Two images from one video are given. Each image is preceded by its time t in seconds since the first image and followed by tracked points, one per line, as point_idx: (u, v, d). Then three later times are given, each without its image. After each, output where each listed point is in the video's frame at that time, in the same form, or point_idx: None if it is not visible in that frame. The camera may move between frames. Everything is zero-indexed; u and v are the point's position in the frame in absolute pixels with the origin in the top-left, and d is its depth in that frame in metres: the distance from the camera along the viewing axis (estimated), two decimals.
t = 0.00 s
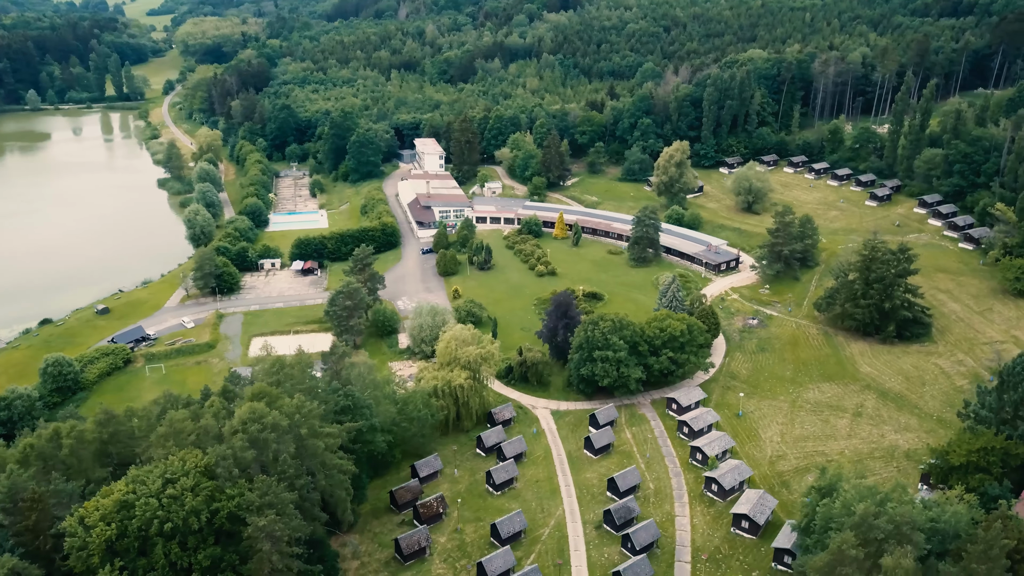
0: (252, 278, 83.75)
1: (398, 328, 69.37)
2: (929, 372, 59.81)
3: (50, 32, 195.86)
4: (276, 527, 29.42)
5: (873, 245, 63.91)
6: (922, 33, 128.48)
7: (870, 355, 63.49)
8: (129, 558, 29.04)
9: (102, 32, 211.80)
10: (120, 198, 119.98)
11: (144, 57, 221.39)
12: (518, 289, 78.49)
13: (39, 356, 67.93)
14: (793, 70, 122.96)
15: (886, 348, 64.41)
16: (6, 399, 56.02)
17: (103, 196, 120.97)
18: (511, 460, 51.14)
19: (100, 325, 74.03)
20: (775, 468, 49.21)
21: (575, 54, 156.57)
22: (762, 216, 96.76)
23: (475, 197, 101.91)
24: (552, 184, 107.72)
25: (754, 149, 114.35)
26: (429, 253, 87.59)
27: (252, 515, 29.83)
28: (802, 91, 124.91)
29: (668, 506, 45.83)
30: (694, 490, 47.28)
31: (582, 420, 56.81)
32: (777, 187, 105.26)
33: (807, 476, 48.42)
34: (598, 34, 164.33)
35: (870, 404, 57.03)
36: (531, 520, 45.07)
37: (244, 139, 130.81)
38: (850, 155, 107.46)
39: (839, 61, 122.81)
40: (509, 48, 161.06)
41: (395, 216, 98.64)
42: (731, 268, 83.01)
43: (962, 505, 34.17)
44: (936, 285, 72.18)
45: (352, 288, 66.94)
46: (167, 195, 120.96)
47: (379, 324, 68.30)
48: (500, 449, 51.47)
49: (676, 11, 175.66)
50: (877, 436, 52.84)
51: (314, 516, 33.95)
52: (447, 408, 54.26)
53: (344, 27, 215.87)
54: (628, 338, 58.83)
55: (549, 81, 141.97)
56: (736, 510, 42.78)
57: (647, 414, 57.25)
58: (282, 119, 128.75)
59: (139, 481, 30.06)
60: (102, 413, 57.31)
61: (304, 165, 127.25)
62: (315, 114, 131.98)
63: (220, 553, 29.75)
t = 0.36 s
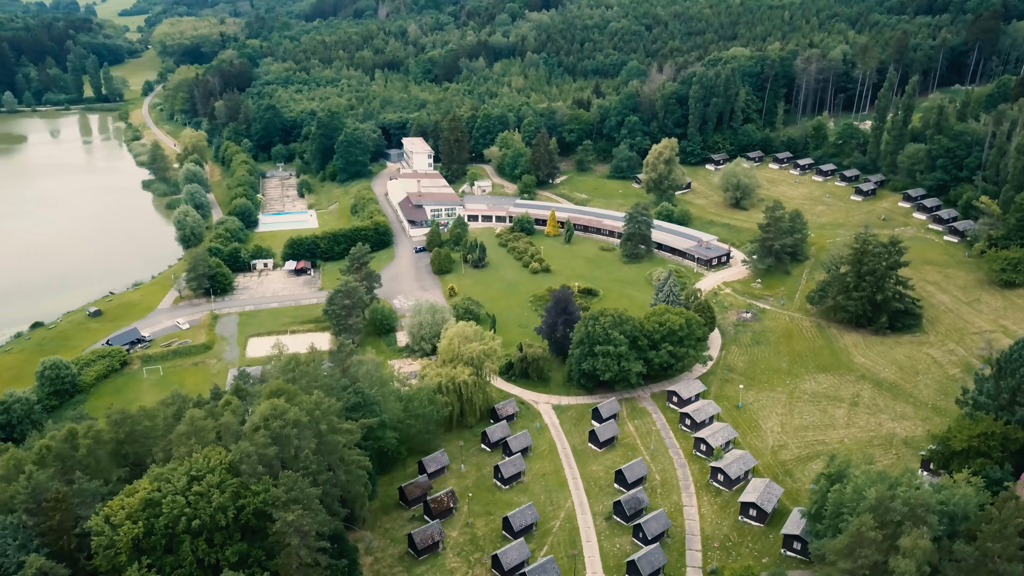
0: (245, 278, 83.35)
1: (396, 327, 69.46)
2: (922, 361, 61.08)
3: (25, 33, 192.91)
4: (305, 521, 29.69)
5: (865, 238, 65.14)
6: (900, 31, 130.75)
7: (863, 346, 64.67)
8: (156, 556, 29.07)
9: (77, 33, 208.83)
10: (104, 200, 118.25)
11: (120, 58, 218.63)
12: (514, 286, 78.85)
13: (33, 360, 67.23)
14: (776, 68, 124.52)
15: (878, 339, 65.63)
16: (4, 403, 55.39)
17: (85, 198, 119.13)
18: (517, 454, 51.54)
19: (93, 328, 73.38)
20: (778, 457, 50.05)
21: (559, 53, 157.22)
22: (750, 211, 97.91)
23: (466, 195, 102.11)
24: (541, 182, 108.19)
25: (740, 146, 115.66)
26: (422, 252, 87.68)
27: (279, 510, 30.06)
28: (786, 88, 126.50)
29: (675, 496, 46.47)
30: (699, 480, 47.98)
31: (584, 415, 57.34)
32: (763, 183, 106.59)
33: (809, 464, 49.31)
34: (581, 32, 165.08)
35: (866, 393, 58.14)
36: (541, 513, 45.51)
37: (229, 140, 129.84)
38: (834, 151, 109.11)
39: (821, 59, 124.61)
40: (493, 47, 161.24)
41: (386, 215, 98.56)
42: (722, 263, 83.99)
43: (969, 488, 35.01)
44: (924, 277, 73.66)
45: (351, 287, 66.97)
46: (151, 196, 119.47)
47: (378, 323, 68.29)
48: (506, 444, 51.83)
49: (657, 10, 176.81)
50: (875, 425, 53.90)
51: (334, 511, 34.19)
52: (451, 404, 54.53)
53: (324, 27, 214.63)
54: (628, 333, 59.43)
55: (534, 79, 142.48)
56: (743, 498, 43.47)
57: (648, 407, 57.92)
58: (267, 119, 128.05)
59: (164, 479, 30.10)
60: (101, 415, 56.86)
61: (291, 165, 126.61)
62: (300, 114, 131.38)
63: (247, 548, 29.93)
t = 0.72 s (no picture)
0: (238, 279, 82.85)
1: (394, 325, 69.52)
2: (915, 352, 62.30)
3: None
4: (332, 516, 29.92)
5: (857, 232, 66.33)
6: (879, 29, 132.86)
7: (857, 337, 65.83)
8: (184, 554, 29.14)
9: (52, 33, 205.74)
10: (86, 202, 116.47)
11: (96, 59, 215.71)
12: (509, 284, 79.15)
13: (27, 364, 66.46)
14: (759, 65, 125.99)
15: (871, 330, 66.83)
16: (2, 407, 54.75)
17: (66, 200, 117.19)
18: (523, 449, 51.91)
19: (86, 330, 72.57)
20: (781, 447, 50.88)
21: (543, 52, 157.84)
22: (739, 207, 98.99)
23: (456, 194, 102.24)
24: (530, 180, 108.56)
25: (725, 143, 116.87)
26: (415, 251, 87.71)
27: (305, 506, 30.24)
28: (769, 86, 127.99)
29: (682, 487, 47.10)
30: (705, 471, 48.67)
31: (587, 409, 57.83)
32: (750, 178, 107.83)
33: (811, 453, 50.18)
34: (564, 31, 165.69)
35: (862, 383, 59.24)
36: (551, 506, 45.90)
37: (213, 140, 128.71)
38: (818, 147, 110.72)
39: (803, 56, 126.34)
40: (477, 46, 161.30)
41: (377, 214, 98.43)
42: (714, 258, 84.91)
43: (975, 472, 35.81)
44: (913, 269, 75.04)
45: (349, 287, 66.97)
46: (135, 198, 117.90)
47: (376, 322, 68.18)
48: (511, 439, 52.17)
49: (639, 9, 177.87)
50: (873, 414, 54.93)
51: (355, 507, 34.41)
52: (455, 401, 54.72)
53: (304, 27, 213.23)
54: (628, 328, 60.01)
55: (519, 78, 142.96)
56: (751, 487, 44.18)
57: (649, 401, 58.54)
58: (252, 119, 127.28)
59: (189, 477, 30.15)
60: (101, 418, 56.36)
61: (277, 165, 125.90)
62: (286, 114, 130.71)
63: (273, 544, 30.10)
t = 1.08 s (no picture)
0: (230, 280, 82.34)
1: (392, 324, 69.56)
2: (907, 342, 63.54)
3: None
4: (359, 511, 30.07)
5: (848, 226, 67.55)
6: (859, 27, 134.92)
7: (850, 329, 66.97)
8: (211, 551, 29.28)
9: (26, 35, 202.47)
10: (69, 204, 114.79)
11: (71, 60, 212.61)
12: (504, 281, 79.47)
13: (21, 369, 65.74)
14: (743, 63, 127.40)
15: (863, 322, 68.02)
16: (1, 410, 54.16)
17: (48, 203, 115.42)
18: (528, 444, 52.28)
19: (79, 334, 71.76)
20: (782, 438, 51.71)
21: (527, 51, 158.32)
22: (727, 203, 100.08)
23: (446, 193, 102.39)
24: (519, 179, 108.99)
25: (711, 140, 118.11)
26: (408, 250, 87.75)
27: (331, 501, 30.34)
28: (752, 83, 129.46)
29: (688, 477, 47.75)
30: (709, 462, 49.35)
31: (588, 404, 58.33)
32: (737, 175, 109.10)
33: (812, 443, 51.06)
34: (546, 31, 166.22)
35: (857, 374, 60.34)
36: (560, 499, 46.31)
37: (198, 141, 127.61)
38: (802, 144, 112.26)
39: (785, 54, 128.01)
40: (460, 45, 161.26)
41: (368, 213, 98.30)
42: (705, 253, 85.84)
43: (980, 456, 36.73)
44: (901, 262, 76.46)
45: (348, 286, 67.02)
46: (119, 200, 116.37)
47: (374, 321, 68.10)
48: (516, 435, 52.55)
49: (620, 8, 178.77)
50: (870, 403, 55.98)
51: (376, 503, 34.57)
52: (459, 398, 54.94)
53: (284, 27, 211.60)
54: (627, 322, 60.54)
55: (504, 78, 143.30)
56: (757, 477, 44.92)
57: (650, 394, 59.19)
58: (237, 120, 126.36)
59: (213, 475, 30.22)
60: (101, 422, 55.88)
61: (262, 166, 125.14)
62: (271, 115, 129.96)
63: (300, 540, 30.21)
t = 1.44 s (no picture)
0: (223, 281, 81.82)
1: (389, 323, 69.57)
2: (899, 334, 64.79)
3: None
4: (385, 505, 30.29)
5: (840, 220, 68.76)
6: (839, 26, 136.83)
7: (842, 321, 68.14)
8: (239, 548, 29.44)
9: None
10: (52, 207, 113.06)
11: (46, 61, 209.36)
12: (499, 279, 79.77)
13: (15, 373, 64.91)
14: (727, 61, 128.69)
15: (855, 315, 69.22)
16: None
17: (30, 206, 113.55)
18: (533, 439, 52.61)
19: (72, 337, 70.97)
20: (784, 428, 52.59)
21: (511, 50, 158.69)
22: (715, 199, 101.11)
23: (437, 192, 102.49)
24: (509, 178, 109.37)
25: (697, 138, 119.30)
26: (401, 249, 87.75)
27: (357, 497, 30.53)
28: (736, 81, 130.84)
29: (694, 469, 48.40)
30: (714, 453, 50.03)
31: (590, 399, 58.85)
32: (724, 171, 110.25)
33: (813, 433, 51.97)
34: (529, 30, 166.61)
35: (852, 365, 61.44)
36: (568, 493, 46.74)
37: (182, 142, 126.48)
38: (787, 140, 113.77)
39: (768, 52, 129.57)
40: (444, 45, 161.20)
41: (358, 213, 98.12)
42: (696, 249, 86.73)
43: (984, 441, 37.67)
44: (890, 256, 77.85)
45: (346, 285, 67.02)
46: (103, 202, 114.81)
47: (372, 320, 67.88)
48: (522, 430, 52.87)
49: (602, 7, 179.61)
50: (866, 393, 57.08)
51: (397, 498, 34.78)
52: (463, 395, 55.13)
53: (263, 27, 209.91)
54: (627, 318, 61.12)
55: (489, 77, 143.56)
56: (762, 467, 45.66)
57: (650, 388, 59.84)
58: (222, 120, 125.35)
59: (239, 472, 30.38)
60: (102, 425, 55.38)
61: (248, 167, 124.33)
62: (256, 115, 129.10)
63: (326, 536, 30.38)
